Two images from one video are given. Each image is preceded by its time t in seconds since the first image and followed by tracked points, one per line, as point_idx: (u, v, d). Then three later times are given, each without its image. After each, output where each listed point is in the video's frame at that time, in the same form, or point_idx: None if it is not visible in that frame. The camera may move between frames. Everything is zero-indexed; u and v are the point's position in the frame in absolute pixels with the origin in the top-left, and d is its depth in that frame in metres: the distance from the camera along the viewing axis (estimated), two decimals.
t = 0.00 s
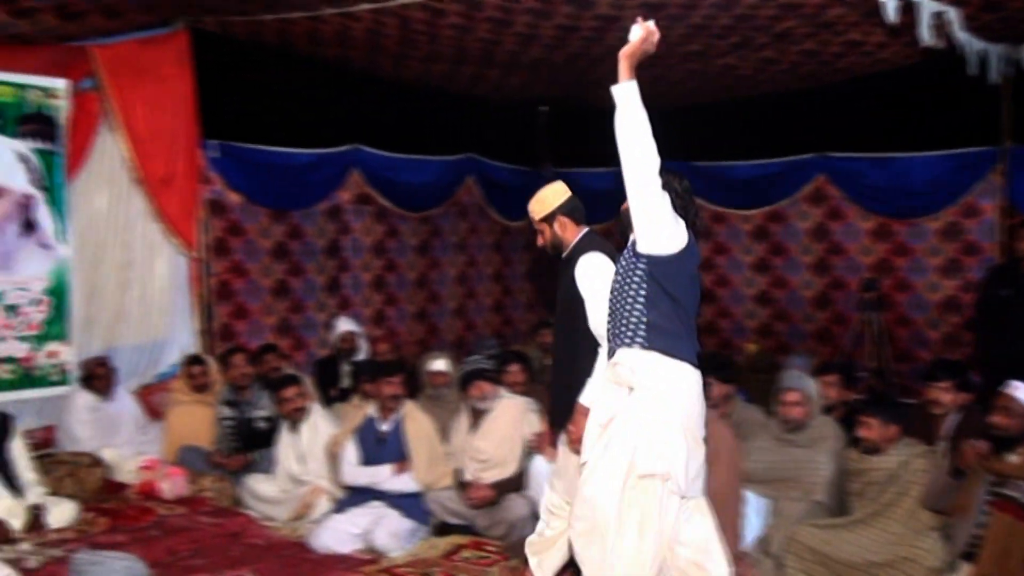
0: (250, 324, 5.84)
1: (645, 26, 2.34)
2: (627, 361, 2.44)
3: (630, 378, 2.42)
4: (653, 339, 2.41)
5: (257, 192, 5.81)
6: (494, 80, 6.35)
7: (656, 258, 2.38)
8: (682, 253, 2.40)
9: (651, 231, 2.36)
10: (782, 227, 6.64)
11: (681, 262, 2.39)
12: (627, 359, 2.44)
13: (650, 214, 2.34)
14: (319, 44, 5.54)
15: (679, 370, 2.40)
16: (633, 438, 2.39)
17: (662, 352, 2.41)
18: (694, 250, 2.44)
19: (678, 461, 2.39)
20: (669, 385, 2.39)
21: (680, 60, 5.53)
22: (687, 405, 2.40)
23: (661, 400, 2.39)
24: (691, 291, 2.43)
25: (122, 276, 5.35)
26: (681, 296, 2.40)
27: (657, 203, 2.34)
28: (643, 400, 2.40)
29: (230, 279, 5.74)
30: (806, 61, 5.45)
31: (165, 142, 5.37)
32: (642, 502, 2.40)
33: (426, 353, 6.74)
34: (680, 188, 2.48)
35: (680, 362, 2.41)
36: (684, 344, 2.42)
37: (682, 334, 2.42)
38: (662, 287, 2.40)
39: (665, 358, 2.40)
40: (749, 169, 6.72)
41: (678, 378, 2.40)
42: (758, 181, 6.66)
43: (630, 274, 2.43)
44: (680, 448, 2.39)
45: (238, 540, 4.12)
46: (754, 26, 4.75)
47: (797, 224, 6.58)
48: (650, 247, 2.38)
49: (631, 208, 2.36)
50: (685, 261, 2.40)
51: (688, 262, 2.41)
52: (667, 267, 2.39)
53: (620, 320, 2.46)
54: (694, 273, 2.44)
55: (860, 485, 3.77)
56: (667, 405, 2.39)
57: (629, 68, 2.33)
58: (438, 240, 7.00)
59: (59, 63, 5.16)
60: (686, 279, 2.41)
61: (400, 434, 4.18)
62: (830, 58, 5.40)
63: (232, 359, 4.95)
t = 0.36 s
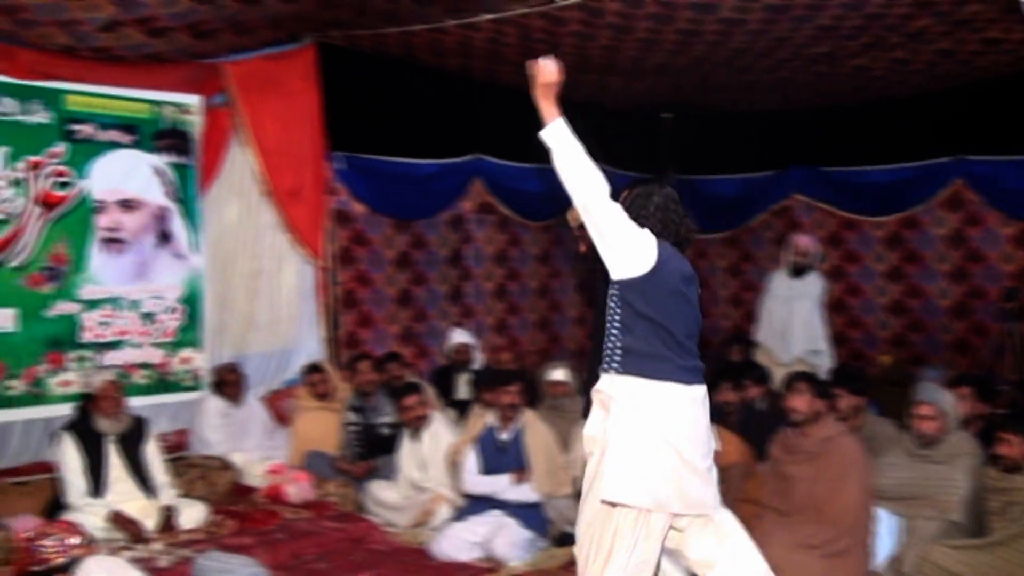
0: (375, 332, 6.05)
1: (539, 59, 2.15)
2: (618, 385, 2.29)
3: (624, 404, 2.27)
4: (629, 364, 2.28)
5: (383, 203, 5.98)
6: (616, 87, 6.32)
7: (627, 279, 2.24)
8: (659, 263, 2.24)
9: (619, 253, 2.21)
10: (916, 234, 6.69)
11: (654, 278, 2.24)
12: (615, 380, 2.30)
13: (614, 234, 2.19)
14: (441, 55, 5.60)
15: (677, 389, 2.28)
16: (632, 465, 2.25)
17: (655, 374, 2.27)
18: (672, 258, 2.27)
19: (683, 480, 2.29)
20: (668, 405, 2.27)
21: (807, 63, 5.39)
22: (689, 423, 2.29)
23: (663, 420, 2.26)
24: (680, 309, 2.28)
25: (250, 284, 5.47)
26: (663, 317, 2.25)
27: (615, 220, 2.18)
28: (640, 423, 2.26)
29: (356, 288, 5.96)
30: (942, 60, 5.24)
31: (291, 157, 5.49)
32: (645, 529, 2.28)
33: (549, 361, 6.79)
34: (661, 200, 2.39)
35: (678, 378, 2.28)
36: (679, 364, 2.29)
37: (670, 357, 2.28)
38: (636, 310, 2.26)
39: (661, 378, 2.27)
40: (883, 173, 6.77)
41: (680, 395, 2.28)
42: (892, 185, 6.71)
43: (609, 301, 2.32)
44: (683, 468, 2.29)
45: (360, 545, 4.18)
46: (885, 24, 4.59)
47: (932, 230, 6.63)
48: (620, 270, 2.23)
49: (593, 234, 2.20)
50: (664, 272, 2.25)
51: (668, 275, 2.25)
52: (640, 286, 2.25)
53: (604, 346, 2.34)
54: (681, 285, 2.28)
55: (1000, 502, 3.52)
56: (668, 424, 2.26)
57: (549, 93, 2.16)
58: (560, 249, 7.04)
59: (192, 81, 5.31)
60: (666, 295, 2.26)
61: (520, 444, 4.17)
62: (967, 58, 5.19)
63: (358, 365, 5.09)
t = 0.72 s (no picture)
0: (458, 342, 6.10)
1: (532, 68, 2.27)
2: (610, 374, 2.38)
3: (624, 393, 2.36)
4: (620, 351, 2.37)
5: (467, 212, 6.04)
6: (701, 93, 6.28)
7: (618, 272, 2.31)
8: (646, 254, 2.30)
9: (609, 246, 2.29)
10: (1012, 240, 6.64)
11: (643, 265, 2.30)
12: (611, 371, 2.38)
13: (601, 232, 2.27)
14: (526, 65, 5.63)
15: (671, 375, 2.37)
16: (637, 453, 2.36)
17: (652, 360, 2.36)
18: (662, 250, 2.32)
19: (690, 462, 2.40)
20: (662, 394, 2.35)
21: (900, 66, 5.28)
22: (687, 411, 2.38)
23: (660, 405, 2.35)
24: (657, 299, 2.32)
25: (337, 294, 5.63)
26: (648, 305, 2.32)
27: (603, 217, 2.26)
28: (638, 414, 2.35)
29: (440, 297, 6.02)
30: None
31: (378, 169, 5.60)
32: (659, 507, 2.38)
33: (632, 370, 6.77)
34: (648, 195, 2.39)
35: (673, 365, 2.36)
36: (672, 351, 2.36)
37: (659, 345, 2.35)
38: (624, 300, 2.34)
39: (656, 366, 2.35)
40: (974, 180, 6.78)
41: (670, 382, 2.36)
42: (984, 191, 6.71)
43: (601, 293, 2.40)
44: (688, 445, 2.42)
45: (446, 553, 4.20)
46: (981, 26, 4.48)
47: None
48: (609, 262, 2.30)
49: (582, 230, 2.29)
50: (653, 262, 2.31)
51: (657, 265, 2.31)
52: (627, 277, 2.31)
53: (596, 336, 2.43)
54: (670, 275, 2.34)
55: None
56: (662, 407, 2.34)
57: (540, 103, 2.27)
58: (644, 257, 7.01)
59: (284, 94, 5.39)
60: (655, 285, 2.32)
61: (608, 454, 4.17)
62: None
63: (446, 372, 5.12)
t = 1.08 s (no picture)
0: (500, 325, 6.14)
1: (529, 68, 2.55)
2: (581, 360, 2.62)
3: (591, 377, 2.59)
4: (593, 340, 2.61)
5: (506, 196, 6.07)
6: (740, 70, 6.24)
7: (595, 265, 2.56)
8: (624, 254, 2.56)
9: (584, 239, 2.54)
10: None
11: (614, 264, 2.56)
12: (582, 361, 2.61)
13: (583, 224, 2.51)
14: (564, 45, 5.57)
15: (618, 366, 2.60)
16: (600, 432, 2.58)
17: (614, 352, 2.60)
18: (635, 247, 2.59)
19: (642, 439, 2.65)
20: (626, 380, 2.60)
21: (943, 39, 5.21)
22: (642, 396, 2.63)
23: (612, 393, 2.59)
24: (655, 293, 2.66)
25: (377, 279, 5.70)
26: (623, 299, 2.58)
27: (588, 211, 2.51)
28: (602, 401, 2.58)
29: (480, 280, 6.06)
30: None
31: (417, 154, 5.63)
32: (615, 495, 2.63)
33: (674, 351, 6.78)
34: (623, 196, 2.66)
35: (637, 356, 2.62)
36: (641, 342, 2.63)
37: (630, 335, 2.60)
38: (600, 292, 2.58)
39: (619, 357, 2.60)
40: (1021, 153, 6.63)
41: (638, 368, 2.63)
42: None
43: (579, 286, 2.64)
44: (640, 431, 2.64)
45: (491, 534, 4.23)
46: None
47: None
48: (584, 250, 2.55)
49: (566, 221, 2.54)
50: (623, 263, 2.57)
51: (626, 269, 2.58)
52: (606, 269, 2.57)
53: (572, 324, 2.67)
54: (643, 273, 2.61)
55: None
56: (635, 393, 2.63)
57: (533, 103, 2.51)
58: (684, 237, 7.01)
59: (321, 80, 5.41)
60: (633, 283, 2.59)
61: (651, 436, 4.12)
62: None
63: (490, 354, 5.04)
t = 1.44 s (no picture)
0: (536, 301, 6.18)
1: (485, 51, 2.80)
2: (546, 332, 2.88)
3: (558, 346, 2.86)
4: (553, 311, 2.87)
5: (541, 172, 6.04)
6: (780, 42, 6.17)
7: (555, 238, 2.82)
8: (582, 224, 2.80)
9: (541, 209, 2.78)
10: None
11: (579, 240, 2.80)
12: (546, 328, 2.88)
13: (540, 195, 2.76)
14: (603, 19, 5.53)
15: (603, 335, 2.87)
16: (568, 398, 2.85)
17: (582, 322, 2.85)
18: (592, 221, 2.81)
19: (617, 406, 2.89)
20: (594, 346, 2.86)
21: (988, 9, 5.13)
22: (613, 360, 2.88)
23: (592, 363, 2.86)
24: (619, 263, 2.86)
25: (414, 256, 5.73)
26: (579, 272, 2.82)
27: (542, 184, 2.76)
28: (574, 367, 2.85)
29: (517, 257, 6.07)
30: None
31: (453, 131, 5.60)
32: (602, 471, 2.97)
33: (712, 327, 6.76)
34: (582, 168, 2.90)
35: (609, 324, 2.88)
36: (614, 312, 2.89)
37: (588, 303, 2.86)
38: (557, 263, 2.84)
39: (599, 326, 2.86)
40: None
41: (606, 337, 2.87)
42: None
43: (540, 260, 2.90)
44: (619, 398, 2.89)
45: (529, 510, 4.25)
46: None
47: None
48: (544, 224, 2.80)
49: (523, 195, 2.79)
50: (584, 235, 2.80)
51: (586, 236, 2.80)
52: (560, 244, 2.82)
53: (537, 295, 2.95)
54: (612, 238, 2.84)
55: None
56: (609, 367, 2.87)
57: (493, 84, 2.76)
58: (722, 213, 6.98)
59: (356, 57, 5.37)
60: (584, 254, 2.81)
61: (688, 412, 4.08)
62: None
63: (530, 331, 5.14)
